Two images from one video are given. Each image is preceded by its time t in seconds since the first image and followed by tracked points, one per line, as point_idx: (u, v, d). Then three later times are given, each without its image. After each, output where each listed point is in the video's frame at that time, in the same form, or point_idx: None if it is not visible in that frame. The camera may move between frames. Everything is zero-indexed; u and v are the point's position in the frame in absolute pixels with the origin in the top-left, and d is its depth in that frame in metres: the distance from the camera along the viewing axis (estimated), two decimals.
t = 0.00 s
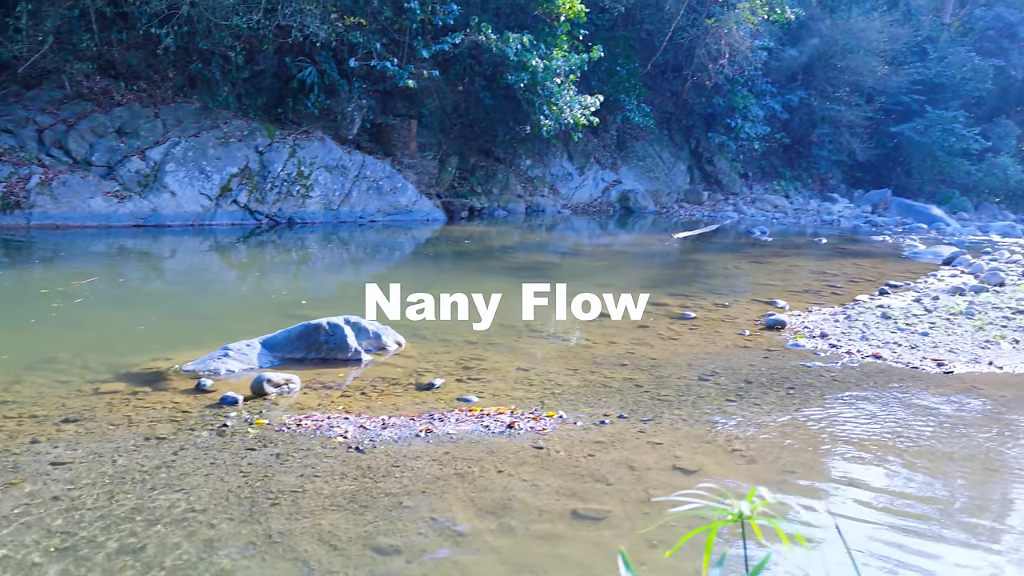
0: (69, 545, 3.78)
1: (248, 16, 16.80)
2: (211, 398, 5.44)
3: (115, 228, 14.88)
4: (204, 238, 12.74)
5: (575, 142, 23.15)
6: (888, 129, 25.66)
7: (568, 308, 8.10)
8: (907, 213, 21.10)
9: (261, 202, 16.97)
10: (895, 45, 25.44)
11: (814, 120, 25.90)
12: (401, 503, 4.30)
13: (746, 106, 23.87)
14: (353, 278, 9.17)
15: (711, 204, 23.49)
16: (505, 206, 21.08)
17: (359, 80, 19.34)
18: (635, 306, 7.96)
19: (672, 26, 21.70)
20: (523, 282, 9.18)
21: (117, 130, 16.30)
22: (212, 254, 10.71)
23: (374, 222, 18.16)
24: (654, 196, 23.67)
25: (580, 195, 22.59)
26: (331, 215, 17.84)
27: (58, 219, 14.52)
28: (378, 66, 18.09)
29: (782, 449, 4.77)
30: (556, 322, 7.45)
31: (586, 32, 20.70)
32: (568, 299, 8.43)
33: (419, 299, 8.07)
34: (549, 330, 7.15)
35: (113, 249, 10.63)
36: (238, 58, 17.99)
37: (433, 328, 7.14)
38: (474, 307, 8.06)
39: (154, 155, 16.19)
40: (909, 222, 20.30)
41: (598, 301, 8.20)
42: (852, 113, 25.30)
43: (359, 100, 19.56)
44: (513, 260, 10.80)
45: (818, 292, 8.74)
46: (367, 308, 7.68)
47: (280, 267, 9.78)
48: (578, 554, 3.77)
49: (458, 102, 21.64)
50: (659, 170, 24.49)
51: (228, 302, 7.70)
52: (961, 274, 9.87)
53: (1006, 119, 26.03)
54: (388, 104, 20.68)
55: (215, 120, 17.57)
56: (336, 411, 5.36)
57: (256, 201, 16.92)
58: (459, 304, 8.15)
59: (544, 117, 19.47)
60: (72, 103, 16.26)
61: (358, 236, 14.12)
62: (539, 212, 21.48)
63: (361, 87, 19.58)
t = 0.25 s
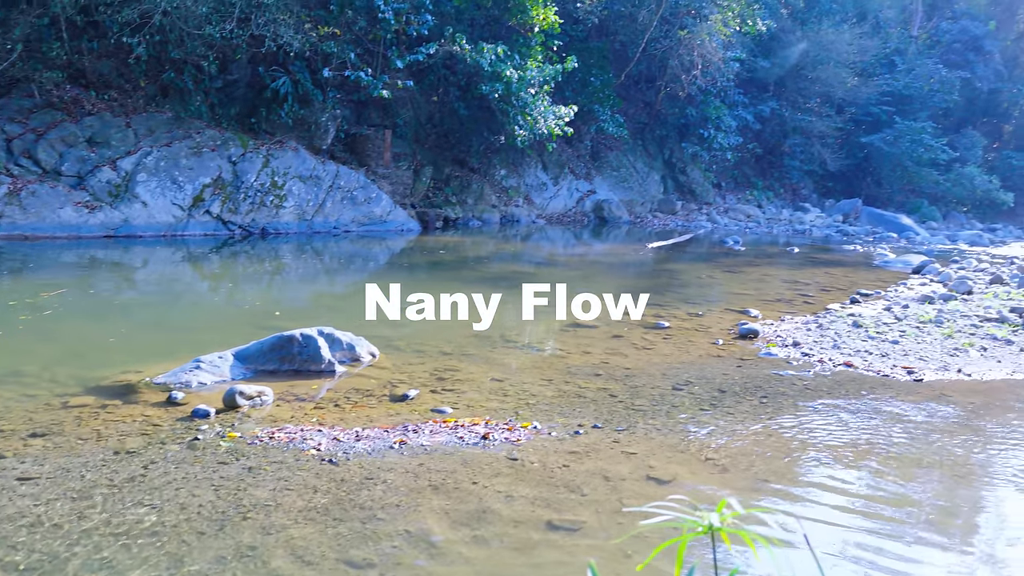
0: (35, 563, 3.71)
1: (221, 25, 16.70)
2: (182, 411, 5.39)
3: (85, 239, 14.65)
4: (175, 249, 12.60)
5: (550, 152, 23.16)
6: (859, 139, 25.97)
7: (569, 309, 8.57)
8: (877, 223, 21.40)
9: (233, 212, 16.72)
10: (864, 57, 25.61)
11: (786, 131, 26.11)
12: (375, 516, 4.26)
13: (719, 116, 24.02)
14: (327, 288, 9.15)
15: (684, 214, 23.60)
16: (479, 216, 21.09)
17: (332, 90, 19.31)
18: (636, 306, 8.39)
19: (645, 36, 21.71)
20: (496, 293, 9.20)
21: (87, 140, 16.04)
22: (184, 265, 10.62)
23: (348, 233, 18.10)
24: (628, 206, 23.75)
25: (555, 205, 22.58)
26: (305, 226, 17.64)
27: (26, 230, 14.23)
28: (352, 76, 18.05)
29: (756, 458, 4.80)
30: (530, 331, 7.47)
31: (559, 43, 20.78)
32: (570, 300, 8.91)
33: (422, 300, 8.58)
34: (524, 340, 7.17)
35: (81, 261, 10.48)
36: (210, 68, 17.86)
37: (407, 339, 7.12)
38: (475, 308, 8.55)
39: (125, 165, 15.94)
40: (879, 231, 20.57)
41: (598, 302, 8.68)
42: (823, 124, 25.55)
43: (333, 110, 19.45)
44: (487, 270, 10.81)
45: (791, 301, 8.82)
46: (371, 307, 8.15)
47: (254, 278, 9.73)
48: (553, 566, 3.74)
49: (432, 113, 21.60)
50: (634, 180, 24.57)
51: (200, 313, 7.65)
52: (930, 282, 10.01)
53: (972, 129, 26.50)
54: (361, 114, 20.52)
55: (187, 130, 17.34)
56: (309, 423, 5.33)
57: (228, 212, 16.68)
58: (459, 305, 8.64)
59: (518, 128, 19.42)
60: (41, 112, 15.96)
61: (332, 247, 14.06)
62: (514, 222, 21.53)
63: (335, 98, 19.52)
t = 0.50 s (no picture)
0: None
1: (192, 37, 16.64)
2: (153, 427, 5.33)
3: (53, 254, 14.41)
4: (146, 264, 12.46)
5: (522, 164, 23.16)
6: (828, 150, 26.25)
7: (566, 310, 9.22)
8: (847, 231, 21.64)
9: (205, 225, 16.66)
10: (833, 69, 25.69)
11: (757, 142, 26.35)
12: (349, 530, 4.22)
13: (691, 128, 24.18)
14: (300, 301, 9.11)
15: (657, 225, 23.73)
16: (453, 228, 21.08)
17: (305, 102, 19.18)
18: (635, 310, 9.04)
19: (617, 49, 21.75)
20: (470, 305, 9.21)
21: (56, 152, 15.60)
22: (155, 280, 10.50)
23: (321, 246, 18.06)
24: (602, 217, 23.85)
25: (529, 217, 22.63)
26: (279, 239, 17.62)
27: None
28: (324, 89, 17.99)
29: (729, 468, 4.82)
30: (504, 343, 7.49)
31: (532, 55, 20.87)
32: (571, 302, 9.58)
33: (422, 301, 9.24)
34: (498, 352, 7.18)
35: (48, 276, 10.31)
36: (181, 80, 17.67)
37: (381, 352, 7.10)
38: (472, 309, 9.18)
39: (94, 178, 15.62)
40: (850, 241, 20.81)
41: (598, 306, 9.32)
42: (793, 136, 26.05)
43: (306, 123, 19.28)
44: (461, 282, 10.82)
45: (762, 310, 8.91)
46: (373, 306, 8.85)
47: (226, 292, 9.65)
48: None
49: (405, 125, 21.65)
50: (607, 191, 24.40)
51: (171, 327, 7.58)
52: (899, 291, 10.15)
53: (938, 140, 26.95)
54: (335, 126, 20.32)
55: (158, 142, 17.10)
56: (282, 438, 5.29)
57: (200, 225, 16.61)
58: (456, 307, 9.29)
59: (492, 140, 19.41)
60: (7, 124, 15.49)
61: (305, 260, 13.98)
62: (487, 234, 21.56)
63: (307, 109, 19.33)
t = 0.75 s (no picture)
0: None
1: (168, 47, 16.47)
2: (129, 440, 5.26)
3: (26, 266, 14.24)
4: (121, 274, 12.35)
5: (501, 174, 23.12)
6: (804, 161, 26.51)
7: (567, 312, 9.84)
8: (823, 241, 21.82)
9: (182, 236, 16.54)
10: (807, 80, 25.67)
11: (733, 152, 26.51)
12: (328, 543, 4.16)
13: (667, 138, 24.40)
14: (278, 312, 9.06)
15: (636, 234, 23.79)
16: (431, 238, 21.04)
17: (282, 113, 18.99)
18: (634, 310, 9.65)
19: (595, 59, 21.67)
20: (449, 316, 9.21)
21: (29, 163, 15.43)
22: (130, 291, 10.41)
23: (299, 256, 17.97)
24: (580, 227, 23.89)
25: (507, 227, 22.72)
26: (256, 250, 17.54)
27: None
28: (301, 99, 17.91)
29: (708, 477, 4.83)
30: (483, 354, 7.48)
31: (510, 66, 20.90)
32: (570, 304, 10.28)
33: (422, 302, 9.93)
34: (477, 363, 7.17)
35: (20, 287, 10.18)
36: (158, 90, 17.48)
37: (359, 363, 7.06)
38: (471, 310, 9.85)
39: (69, 188, 15.43)
40: (826, 250, 20.99)
41: (598, 308, 9.94)
42: (769, 146, 26.17)
43: (283, 133, 19.14)
44: (440, 293, 10.81)
45: (740, 319, 8.96)
46: (373, 304, 9.60)
47: (203, 303, 9.58)
48: None
49: (383, 135, 21.46)
50: (585, 202, 24.50)
51: (147, 339, 7.51)
52: (875, 300, 10.26)
53: (912, 150, 27.28)
54: (312, 136, 20.34)
55: (134, 153, 16.94)
56: (259, 450, 5.24)
57: (177, 235, 16.49)
58: (454, 309, 9.93)
59: (470, 150, 19.43)
60: None
61: (282, 271, 13.91)
62: (466, 244, 21.52)
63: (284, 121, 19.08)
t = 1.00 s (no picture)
0: None
1: (149, 54, 16.29)
2: (106, 450, 5.22)
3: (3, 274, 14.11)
4: (101, 282, 12.27)
5: (483, 182, 23.09)
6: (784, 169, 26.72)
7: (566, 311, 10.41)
8: (803, 249, 21.97)
9: (162, 244, 16.45)
10: (789, 90, 26.26)
11: (715, 161, 26.64)
12: (307, 553, 4.14)
13: (648, 147, 23.95)
14: (259, 320, 9.03)
15: (618, 242, 23.84)
16: (414, 245, 21.03)
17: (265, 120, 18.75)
18: (633, 310, 10.28)
19: (578, 68, 21.79)
20: (431, 324, 9.20)
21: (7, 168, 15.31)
22: (110, 299, 10.34)
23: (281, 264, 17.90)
24: (562, 235, 23.93)
25: (490, 235, 22.69)
26: (237, 258, 17.50)
27: None
28: (283, 106, 17.83)
29: (688, 485, 4.84)
30: (465, 362, 7.49)
31: (493, 75, 20.96)
32: (568, 305, 10.81)
33: (422, 301, 10.63)
34: (458, 371, 7.17)
35: None
36: (139, 97, 17.40)
37: (341, 372, 7.04)
38: (469, 309, 10.54)
39: (47, 196, 15.30)
40: (806, 258, 21.14)
41: (599, 307, 10.57)
42: (750, 154, 26.32)
43: (265, 141, 19.04)
44: (422, 301, 10.82)
45: (721, 327, 9.01)
46: (377, 303, 10.37)
47: (184, 311, 9.53)
48: None
49: (365, 143, 21.41)
50: (567, 210, 24.76)
51: (126, 348, 7.46)
52: (855, 308, 10.34)
53: (891, 159, 27.56)
54: (294, 144, 20.31)
55: (114, 160, 16.83)
56: (239, 460, 5.22)
57: (157, 243, 16.41)
58: (453, 308, 10.60)
59: (452, 158, 19.45)
60: None
61: (264, 278, 13.87)
62: (448, 252, 21.50)
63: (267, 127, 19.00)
